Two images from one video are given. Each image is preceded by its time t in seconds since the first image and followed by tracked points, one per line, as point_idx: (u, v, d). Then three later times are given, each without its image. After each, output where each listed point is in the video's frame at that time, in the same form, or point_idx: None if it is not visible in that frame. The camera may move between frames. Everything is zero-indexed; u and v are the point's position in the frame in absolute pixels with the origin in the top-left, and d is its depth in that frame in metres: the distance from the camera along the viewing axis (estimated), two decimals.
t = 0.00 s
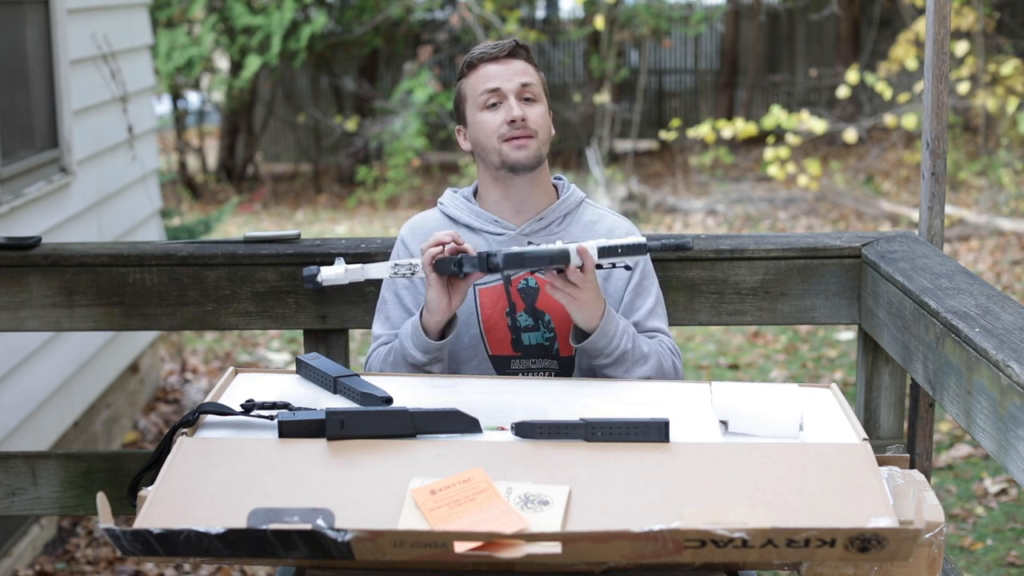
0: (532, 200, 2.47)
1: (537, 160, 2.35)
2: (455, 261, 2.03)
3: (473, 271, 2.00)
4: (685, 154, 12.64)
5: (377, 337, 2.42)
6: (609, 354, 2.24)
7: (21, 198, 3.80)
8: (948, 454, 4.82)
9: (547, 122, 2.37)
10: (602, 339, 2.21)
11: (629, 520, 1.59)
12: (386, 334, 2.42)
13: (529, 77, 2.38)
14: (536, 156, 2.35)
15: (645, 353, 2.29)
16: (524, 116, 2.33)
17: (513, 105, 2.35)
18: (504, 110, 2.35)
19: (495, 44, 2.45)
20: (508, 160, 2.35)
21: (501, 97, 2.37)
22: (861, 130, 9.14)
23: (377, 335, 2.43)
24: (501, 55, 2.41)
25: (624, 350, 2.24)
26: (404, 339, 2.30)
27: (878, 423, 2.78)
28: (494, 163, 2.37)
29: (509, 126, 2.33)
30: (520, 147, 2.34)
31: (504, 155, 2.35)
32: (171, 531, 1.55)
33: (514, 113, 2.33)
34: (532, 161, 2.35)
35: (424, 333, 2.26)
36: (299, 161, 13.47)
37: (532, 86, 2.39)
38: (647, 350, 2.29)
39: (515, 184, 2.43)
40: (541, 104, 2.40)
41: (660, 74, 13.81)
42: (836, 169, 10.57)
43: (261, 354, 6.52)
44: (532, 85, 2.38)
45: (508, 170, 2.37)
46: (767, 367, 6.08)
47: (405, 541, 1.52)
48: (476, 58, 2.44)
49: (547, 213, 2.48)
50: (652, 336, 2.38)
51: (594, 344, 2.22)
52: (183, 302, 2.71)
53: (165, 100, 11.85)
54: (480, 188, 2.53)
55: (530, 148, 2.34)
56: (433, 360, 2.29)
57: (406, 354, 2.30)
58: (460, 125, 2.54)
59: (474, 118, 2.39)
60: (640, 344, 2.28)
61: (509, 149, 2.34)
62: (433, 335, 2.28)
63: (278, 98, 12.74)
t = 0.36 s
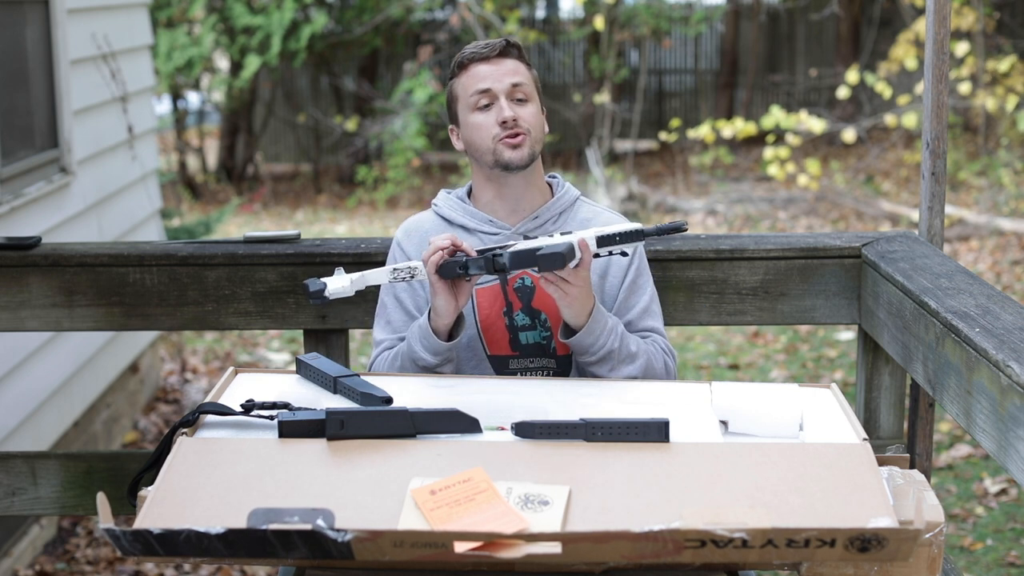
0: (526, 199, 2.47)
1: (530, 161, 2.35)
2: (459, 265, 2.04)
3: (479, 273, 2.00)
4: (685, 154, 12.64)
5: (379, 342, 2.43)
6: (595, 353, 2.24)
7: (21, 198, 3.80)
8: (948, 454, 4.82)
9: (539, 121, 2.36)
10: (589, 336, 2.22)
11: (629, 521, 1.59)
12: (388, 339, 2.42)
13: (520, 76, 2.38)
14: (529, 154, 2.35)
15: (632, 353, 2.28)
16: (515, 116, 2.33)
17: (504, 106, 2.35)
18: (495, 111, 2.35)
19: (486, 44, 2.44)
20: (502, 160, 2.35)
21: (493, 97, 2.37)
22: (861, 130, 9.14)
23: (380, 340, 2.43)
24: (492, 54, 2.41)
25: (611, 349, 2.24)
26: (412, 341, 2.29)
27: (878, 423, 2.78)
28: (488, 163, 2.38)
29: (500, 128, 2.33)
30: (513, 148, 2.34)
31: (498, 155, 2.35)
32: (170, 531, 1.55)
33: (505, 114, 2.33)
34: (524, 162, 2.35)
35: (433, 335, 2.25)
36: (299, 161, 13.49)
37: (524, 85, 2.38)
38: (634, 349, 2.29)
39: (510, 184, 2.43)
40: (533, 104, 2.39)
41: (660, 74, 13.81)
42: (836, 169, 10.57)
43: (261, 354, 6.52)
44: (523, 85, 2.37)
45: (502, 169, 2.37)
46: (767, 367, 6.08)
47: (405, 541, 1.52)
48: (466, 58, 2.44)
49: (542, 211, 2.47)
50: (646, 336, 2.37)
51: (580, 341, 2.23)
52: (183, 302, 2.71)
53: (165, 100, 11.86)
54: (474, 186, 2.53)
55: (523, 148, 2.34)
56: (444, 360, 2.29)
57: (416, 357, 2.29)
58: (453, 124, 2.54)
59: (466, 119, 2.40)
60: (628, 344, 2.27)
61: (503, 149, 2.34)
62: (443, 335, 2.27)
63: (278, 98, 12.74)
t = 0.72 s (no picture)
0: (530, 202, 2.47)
1: (537, 169, 2.37)
2: (458, 230, 2.06)
3: (477, 238, 2.03)
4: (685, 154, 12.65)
5: (378, 338, 2.43)
6: (597, 344, 2.24)
7: (21, 198, 3.79)
8: (948, 454, 4.82)
9: (546, 128, 2.37)
10: (590, 324, 2.22)
11: (629, 521, 1.59)
12: (388, 335, 2.43)
13: (526, 81, 2.37)
14: (535, 164, 2.37)
15: (635, 345, 2.28)
16: (523, 124, 2.34)
17: (511, 113, 2.35)
18: (503, 118, 2.35)
19: (491, 46, 2.42)
20: (509, 169, 2.36)
21: (499, 103, 2.36)
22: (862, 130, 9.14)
23: (379, 336, 2.44)
24: (499, 58, 2.39)
25: (613, 337, 2.24)
26: (416, 322, 2.28)
27: (878, 423, 2.78)
28: (494, 170, 2.39)
29: (508, 136, 2.34)
30: (520, 156, 2.35)
31: (505, 163, 2.36)
32: (170, 531, 1.55)
33: (513, 123, 2.34)
34: (531, 170, 2.37)
35: (439, 310, 2.25)
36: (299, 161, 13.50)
37: (530, 91, 2.38)
38: (637, 342, 2.28)
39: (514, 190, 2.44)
40: (539, 109, 2.39)
41: (660, 74, 13.82)
42: (836, 169, 10.57)
43: (261, 354, 6.52)
44: (530, 91, 2.37)
45: (507, 178, 2.38)
46: (767, 367, 6.08)
47: (405, 541, 1.53)
48: (472, 61, 2.42)
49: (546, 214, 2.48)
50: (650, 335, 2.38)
51: (581, 327, 2.23)
52: (183, 302, 2.71)
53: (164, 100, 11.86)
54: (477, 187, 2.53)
55: (530, 157, 2.35)
56: (448, 340, 2.28)
57: (420, 337, 2.28)
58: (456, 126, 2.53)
59: (472, 124, 2.39)
60: (631, 335, 2.28)
61: (510, 159, 2.35)
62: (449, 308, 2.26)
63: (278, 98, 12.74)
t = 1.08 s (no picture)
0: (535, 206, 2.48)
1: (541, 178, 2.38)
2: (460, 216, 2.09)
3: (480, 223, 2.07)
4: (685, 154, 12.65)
5: (381, 336, 2.42)
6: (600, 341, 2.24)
7: (21, 198, 3.79)
8: (948, 454, 4.82)
9: (550, 136, 2.36)
10: (591, 318, 2.22)
11: (629, 521, 1.59)
12: (390, 333, 2.42)
13: (532, 89, 2.36)
14: (539, 174, 2.37)
15: (637, 341, 2.28)
16: (526, 134, 2.34)
17: (515, 122, 2.34)
18: (506, 127, 2.35)
19: (497, 50, 2.40)
20: (512, 178, 2.37)
21: (504, 111, 2.36)
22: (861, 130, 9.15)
23: (381, 333, 2.43)
24: (505, 64, 2.37)
25: (614, 332, 2.24)
26: (423, 315, 2.28)
27: (878, 423, 2.78)
28: (497, 179, 2.40)
29: (511, 146, 2.35)
30: (522, 166, 2.36)
31: (507, 173, 2.37)
32: (170, 531, 1.55)
33: (517, 133, 2.34)
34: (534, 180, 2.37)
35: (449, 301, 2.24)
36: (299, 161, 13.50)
37: (535, 98, 2.37)
38: (639, 339, 2.28)
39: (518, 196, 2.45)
40: (545, 116, 2.38)
41: (660, 74, 13.81)
42: (836, 169, 10.57)
43: (261, 354, 6.52)
44: (535, 98, 2.36)
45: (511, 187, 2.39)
46: (767, 367, 6.08)
47: (405, 542, 1.53)
48: (477, 65, 2.40)
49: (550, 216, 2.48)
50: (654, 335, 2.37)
51: (581, 321, 2.23)
52: (183, 302, 2.71)
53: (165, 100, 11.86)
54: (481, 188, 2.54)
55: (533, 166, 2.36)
56: (456, 332, 2.28)
57: (429, 329, 2.28)
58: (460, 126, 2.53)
59: (476, 130, 2.39)
60: (632, 332, 2.28)
61: (513, 169, 2.36)
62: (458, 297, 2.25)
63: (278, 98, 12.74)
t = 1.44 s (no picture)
0: (536, 203, 2.47)
1: (535, 168, 2.37)
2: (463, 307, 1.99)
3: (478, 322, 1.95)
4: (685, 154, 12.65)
5: (386, 342, 2.43)
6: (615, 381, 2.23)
7: (21, 198, 3.80)
8: (948, 454, 4.82)
9: (547, 127, 2.36)
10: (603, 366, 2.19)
11: (629, 520, 1.59)
12: (397, 341, 2.42)
13: (529, 80, 2.36)
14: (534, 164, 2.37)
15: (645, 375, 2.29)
16: (521, 123, 2.34)
17: (511, 111, 2.35)
18: (502, 116, 2.35)
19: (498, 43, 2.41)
20: (505, 167, 2.37)
21: (500, 101, 2.36)
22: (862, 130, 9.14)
23: (386, 342, 2.43)
24: (503, 56, 2.38)
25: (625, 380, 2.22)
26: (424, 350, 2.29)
27: (878, 422, 2.78)
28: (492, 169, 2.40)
29: (505, 134, 2.35)
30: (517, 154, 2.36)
31: (500, 161, 2.37)
32: (170, 531, 1.55)
33: (511, 121, 2.34)
34: (528, 169, 2.37)
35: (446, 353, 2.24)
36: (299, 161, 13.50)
37: (533, 90, 2.37)
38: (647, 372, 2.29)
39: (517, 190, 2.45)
40: (542, 108, 2.38)
41: (660, 74, 13.81)
42: (837, 169, 10.56)
43: (261, 354, 6.52)
44: (532, 89, 2.36)
45: (503, 175, 2.40)
46: (767, 367, 6.08)
47: (405, 542, 1.53)
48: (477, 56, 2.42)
49: (552, 215, 2.48)
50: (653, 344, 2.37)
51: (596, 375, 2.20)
52: (183, 302, 2.71)
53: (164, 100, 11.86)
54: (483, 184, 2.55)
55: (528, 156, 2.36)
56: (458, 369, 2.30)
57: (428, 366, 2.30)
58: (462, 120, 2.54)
59: (474, 120, 2.40)
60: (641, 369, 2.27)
61: (507, 158, 2.37)
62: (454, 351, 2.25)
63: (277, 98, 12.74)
